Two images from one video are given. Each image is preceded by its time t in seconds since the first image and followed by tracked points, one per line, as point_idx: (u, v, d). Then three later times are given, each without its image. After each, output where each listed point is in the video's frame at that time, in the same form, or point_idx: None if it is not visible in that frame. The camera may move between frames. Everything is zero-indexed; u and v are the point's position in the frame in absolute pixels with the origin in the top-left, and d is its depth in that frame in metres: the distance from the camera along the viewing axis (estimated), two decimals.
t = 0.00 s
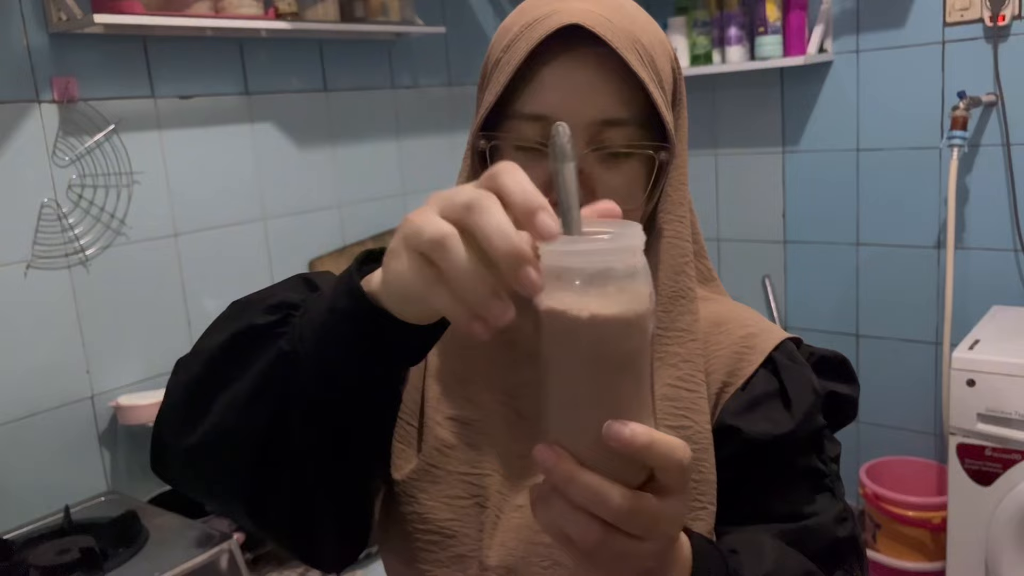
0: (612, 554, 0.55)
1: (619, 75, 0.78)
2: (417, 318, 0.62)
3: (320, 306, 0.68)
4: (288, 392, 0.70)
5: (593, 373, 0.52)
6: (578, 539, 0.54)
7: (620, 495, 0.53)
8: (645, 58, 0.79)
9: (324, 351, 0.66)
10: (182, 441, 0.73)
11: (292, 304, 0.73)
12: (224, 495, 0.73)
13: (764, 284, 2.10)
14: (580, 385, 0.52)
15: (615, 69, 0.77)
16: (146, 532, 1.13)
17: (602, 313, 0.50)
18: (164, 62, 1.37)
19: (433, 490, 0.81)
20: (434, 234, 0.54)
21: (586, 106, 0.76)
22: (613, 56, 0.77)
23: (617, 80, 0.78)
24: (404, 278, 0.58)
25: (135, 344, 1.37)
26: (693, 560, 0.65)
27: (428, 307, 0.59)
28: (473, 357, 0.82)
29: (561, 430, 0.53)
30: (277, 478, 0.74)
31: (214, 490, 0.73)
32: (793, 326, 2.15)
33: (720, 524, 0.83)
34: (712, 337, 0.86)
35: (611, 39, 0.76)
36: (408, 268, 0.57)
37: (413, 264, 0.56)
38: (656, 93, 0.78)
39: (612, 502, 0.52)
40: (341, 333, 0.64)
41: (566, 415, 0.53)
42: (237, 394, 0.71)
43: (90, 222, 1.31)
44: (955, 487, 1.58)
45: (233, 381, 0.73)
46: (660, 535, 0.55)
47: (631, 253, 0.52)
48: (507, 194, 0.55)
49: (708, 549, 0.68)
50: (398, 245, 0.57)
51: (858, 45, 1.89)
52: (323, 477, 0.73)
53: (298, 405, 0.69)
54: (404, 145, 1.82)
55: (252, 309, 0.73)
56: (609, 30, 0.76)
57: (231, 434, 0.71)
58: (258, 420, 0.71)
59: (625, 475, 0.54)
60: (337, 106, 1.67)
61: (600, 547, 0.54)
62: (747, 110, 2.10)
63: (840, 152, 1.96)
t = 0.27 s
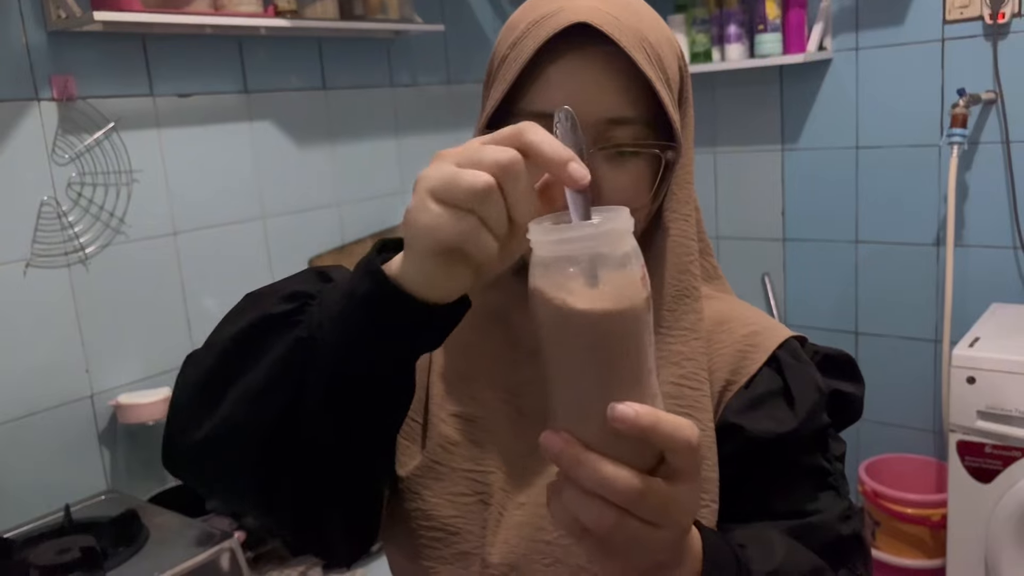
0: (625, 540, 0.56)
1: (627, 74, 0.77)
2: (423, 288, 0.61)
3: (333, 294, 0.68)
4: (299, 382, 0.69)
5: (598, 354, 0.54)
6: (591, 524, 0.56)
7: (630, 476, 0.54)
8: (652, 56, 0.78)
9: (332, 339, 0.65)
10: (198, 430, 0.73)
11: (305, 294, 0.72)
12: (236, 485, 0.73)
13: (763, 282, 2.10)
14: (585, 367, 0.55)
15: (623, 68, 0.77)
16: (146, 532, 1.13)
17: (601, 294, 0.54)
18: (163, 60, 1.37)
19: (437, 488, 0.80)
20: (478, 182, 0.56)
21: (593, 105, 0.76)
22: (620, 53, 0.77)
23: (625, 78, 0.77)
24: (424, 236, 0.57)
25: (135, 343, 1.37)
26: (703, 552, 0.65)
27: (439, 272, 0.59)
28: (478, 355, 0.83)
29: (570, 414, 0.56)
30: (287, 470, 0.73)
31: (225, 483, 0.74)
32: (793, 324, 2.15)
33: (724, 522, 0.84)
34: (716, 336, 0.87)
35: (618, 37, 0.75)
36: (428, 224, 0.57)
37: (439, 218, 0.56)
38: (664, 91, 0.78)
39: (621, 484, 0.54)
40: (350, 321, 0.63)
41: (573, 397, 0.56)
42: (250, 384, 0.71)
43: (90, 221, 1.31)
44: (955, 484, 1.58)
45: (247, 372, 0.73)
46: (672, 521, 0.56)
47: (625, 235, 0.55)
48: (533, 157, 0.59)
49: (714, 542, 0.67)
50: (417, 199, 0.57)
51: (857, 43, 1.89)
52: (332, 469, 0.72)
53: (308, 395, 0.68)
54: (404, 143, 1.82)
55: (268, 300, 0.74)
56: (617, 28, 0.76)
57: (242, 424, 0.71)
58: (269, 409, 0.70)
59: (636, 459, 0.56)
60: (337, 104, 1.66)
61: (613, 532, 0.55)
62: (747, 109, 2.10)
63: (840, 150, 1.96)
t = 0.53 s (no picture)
0: (614, 543, 0.56)
1: (631, 70, 0.77)
2: (450, 261, 0.66)
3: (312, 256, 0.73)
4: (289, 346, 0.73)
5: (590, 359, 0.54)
6: (578, 526, 0.56)
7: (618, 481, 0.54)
8: (656, 52, 0.78)
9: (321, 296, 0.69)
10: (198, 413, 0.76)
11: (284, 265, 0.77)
12: (240, 464, 0.75)
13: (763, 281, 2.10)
14: (575, 371, 0.54)
15: (627, 64, 0.77)
16: (146, 531, 1.12)
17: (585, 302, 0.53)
18: (162, 58, 1.36)
19: (439, 487, 0.80)
20: (504, 190, 0.58)
21: (597, 102, 0.76)
22: (625, 49, 0.77)
23: (629, 74, 0.77)
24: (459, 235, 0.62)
25: (133, 341, 1.36)
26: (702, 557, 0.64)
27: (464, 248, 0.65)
28: (480, 353, 0.83)
29: (559, 416, 0.56)
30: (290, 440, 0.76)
31: (225, 456, 0.75)
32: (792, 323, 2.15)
33: (727, 523, 0.84)
34: (720, 335, 0.86)
35: (623, 33, 0.75)
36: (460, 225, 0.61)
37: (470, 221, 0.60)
38: (668, 87, 0.77)
39: (608, 489, 0.54)
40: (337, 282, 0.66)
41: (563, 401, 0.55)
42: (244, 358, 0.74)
43: (89, 219, 1.30)
44: (955, 484, 1.58)
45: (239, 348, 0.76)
46: (661, 528, 0.56)
47: (618, 238, 0.55)
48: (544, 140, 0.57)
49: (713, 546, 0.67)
50: (437, 205, 0.60)
51: (857, 42, 1.88)
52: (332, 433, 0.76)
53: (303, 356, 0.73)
54: (403, 141, 1.81)
55: (248, 275, 0.77)
56: (621, 23, 0.76)
57: (242, 399, 0.74)
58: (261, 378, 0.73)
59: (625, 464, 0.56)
60: (336, 102, 1.66)
61: (600, 535, 0.56)
62: (746, 107, 2.10)
63: (840, 149, 1.96)
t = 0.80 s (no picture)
0: (584, 529, 0.57)
1: (634, 70, 0.77)
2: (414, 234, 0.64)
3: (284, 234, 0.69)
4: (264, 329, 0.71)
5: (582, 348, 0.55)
6: (552, 511, 0.57)
7: (587, 469, 0.54)
8: (659, 52, 0.78)
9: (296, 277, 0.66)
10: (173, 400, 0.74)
11: (258, 241, 0.74)
12: (226, 448, 0.74)
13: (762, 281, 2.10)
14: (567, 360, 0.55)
15: (630, 64, 0.77)
16: (144, 531, 1.12)
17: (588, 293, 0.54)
18: (162, 57, 1.36)
19: (441, 486, 0.80)
20: (458, 139, 0.56)
21: (601, 101, 0.76)
22: (628, 49, 0.77)
23: (632, 75, 0.77)
24: (417, 191, 0.59)
25: (132, 341, 1.36)
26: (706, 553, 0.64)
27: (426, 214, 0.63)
28: (483, 354, 0.83)
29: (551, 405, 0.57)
30: (267, 426, 0.74)
31: (208, 437, 0.74)
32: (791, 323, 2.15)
33: (731, 523, 0.84)
34: (721, 335, 0.86)
35: (626, 32, 0.75)
36: (417, 180, 0.59)
37: (427, 175, 0.58)
38: (671, 87, 0.77)
39: (578, 477, 0.54)
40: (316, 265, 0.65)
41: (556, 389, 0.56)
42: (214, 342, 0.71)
43: (87, 218, 1.30)
44: (954, 484, 1.58)
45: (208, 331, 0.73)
46: (630, 521, 0.56)
47: (626, 231, 0.55)
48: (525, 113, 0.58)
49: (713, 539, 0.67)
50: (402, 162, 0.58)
51: (857, 42, 1.88)
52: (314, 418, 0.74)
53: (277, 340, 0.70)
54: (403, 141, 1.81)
55: (219, 252, 0.74)
56: (625, 23, 0.76)
57: (218, 384, 0.71)
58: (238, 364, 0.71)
59: (603, 455, 0.56)
60: (335, 101, 1.66)
61: (569, 520, 0.57)
62: (746, 108, 2.10)
63: (839, 149, 1.96)
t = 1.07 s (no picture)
0: (575, 557, 0.58)
1: (640, 71, 0.77)
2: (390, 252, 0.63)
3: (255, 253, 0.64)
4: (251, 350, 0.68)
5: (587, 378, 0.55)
6: (544, 542, 0.58)
7: (576, 500, 0.55)
8: (666, 54, 0.78)
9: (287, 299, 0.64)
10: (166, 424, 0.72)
11: (222, 254, 0.68)
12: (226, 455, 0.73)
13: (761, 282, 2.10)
14: (572, 390, 0.55)
15: (636, 66, 0.77)
16: (143, 531, 1.12)
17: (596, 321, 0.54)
18: (162, 56, 1.36)
19: (444, 486, 0.80)
20: (496, 178, 0.54)
21: (607, 101, 0.76)
22: (634, 50, 0.77)
23: (638, 76, 0.77)
24: (428, 226, 0.56)
25: (132, 341, 1.36)
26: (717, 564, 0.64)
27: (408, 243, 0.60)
28: (486, 354, 0.83)
29: (550, 437, 0.57)
30: (266, 444, 0.73)
31: (206, 449, 0.73)
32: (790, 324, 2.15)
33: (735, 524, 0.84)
34: (723, 338, 0.86)
35: (634, 33, 0.75)
36: (432, 215, 0.55)
37: (446, 209, 0.55)
38: (677, 88, 0.78)
39: (569, 508, 0.55)
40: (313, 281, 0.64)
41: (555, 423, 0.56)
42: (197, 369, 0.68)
43: (87, 218, 1.30)
44: (953, 486, 1.58)
45: (186, 354, 0.69)
46: (617, 551, 0.57)
47: (623, 266, 0.56)
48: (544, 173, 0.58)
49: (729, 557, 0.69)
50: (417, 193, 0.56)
51: (856, 43, 1.89)
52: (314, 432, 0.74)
53: (266, 362, 0.68)
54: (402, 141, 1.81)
55: (184, 266, 0.69)
56: (631, 24, 0.76)
57: (209, 401, 0.69)
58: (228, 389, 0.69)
59: (593, 487, 0.56)
60: (335, 101, 1.66)
61: (558, 549, 0.58)
62: (746, 109, 2.10)
63: (839, 151, 1.96)
